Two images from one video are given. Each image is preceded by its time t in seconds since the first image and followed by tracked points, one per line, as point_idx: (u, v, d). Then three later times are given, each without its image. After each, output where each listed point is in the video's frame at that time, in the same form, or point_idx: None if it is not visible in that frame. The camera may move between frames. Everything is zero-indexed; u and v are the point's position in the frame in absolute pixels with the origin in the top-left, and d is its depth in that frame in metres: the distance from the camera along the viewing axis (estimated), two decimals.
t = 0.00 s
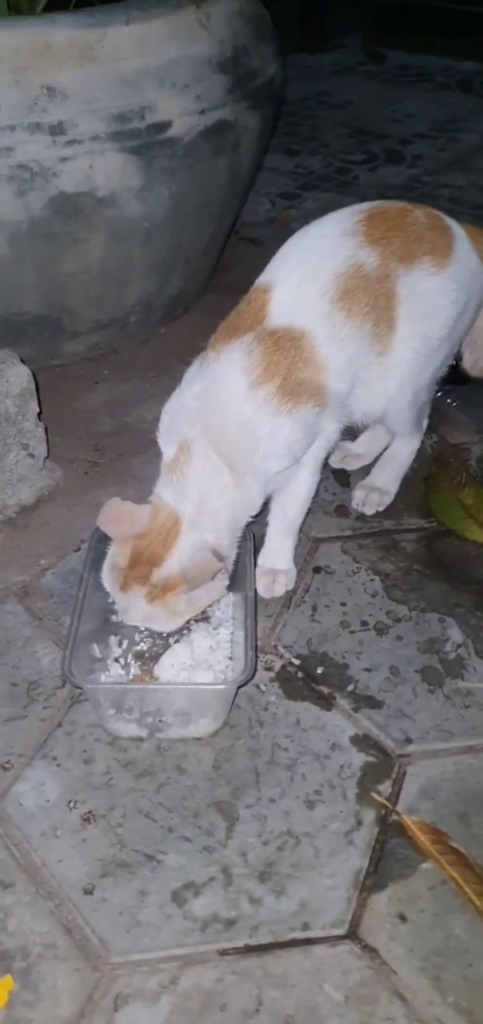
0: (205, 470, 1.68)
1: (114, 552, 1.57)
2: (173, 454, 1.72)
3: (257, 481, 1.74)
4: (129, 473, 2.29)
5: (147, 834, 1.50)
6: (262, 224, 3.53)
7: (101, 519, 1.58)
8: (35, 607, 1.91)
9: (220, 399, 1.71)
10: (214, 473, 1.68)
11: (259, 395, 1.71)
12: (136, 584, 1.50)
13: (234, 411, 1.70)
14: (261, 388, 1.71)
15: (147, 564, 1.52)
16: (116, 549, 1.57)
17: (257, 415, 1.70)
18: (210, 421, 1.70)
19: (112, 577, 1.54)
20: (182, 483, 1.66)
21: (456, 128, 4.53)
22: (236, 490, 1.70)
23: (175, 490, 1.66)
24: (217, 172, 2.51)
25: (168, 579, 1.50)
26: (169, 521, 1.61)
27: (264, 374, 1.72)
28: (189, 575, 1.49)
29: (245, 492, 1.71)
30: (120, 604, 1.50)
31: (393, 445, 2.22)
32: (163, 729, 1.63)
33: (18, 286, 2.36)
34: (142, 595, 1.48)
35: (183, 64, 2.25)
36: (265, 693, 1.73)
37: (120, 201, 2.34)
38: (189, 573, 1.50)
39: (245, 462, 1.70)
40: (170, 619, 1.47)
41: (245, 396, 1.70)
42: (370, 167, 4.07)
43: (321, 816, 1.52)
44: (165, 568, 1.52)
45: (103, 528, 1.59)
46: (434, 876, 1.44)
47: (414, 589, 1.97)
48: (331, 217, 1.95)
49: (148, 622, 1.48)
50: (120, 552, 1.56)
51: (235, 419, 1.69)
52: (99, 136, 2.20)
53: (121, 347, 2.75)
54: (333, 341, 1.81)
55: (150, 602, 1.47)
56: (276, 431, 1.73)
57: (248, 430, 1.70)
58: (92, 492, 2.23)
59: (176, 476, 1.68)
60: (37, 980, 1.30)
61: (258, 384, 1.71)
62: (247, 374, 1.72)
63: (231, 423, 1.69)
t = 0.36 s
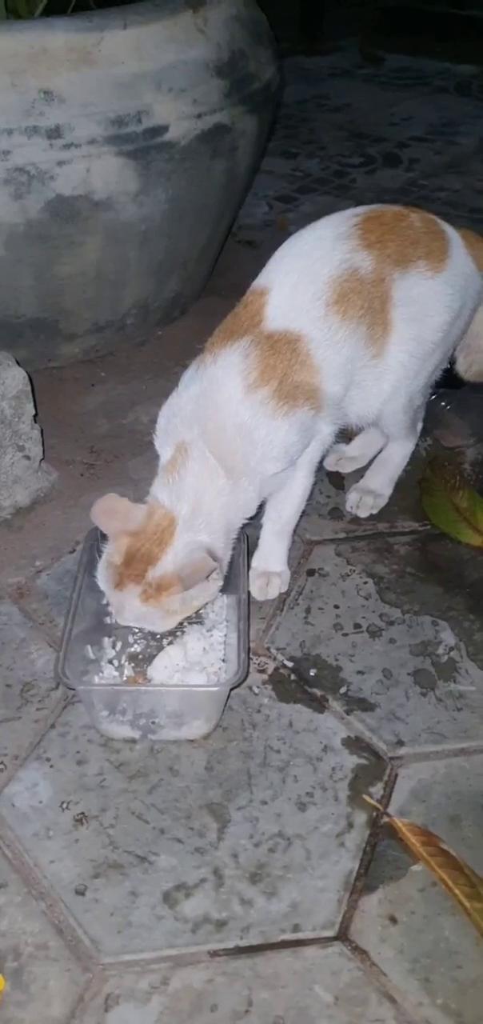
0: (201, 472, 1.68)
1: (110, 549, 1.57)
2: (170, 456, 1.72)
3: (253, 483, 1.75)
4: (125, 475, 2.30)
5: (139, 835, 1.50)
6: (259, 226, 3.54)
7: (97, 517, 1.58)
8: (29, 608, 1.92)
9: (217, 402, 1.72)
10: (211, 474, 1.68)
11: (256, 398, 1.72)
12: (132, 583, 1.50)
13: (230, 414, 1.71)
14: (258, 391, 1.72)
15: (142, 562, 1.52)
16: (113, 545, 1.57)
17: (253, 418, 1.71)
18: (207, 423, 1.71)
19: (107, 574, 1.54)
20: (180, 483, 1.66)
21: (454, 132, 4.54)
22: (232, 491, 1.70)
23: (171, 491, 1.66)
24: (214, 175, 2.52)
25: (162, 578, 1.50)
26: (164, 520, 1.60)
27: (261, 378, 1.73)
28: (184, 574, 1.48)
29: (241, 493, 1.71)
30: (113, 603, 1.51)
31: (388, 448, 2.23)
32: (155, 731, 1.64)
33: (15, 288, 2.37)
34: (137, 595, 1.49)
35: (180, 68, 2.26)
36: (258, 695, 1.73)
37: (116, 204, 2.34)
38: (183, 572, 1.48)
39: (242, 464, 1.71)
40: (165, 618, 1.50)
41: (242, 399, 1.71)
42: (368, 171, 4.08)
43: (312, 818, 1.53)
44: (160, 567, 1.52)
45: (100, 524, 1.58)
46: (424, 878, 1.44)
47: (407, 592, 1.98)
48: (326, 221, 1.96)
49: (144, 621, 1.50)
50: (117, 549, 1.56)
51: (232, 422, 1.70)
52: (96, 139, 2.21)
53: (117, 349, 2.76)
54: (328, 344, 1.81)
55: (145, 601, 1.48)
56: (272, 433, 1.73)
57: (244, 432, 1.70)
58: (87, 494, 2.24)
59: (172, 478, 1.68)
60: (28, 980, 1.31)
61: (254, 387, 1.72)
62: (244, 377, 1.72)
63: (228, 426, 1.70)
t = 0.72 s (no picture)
0: (201, 474, 1.69)
1: (110, 553, 1.56)
2: (169, 458, 1.73)
3: (252, 485, 1.75)
4: (123, 475, 2.31)
5: (137, 835, 1.51)
6: (258, 227, 3.55)
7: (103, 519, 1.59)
8: (28, 608, 1.93)
9: (215, 405, 1.73)
10: (211, 477, 1.69)
11: (254, 401, 1.73)
12: (136, 585, 1.50)
13: (229, 417, 1.72)
14: (256, 394, 1.73)
15: (148, 564, 1.54)
16: (114, 549, 1.56)
17: (252, 420, 1.72)
18: (206, 426, 1.72)
19: (107, 579, 1.53)
20: (180, 486, 1.67)
21: (453, 134, 4.55)
22: (231, 493, 1.71)
23: (172, 493, 1.67)
24: (214, 177, 2.53)
25: (169, 579, 1.52)
26: (168, 522, 1.62)
27: (260, 380, 1.74)
28: (191, 575, 1.50)
29: (240, 496, 1.73)
30: (115, 606, 1.50)
31: (386, 450, 2.24)
32: (153, 731, 1.65)
33: (14, 289, 2.37)
34: (141, 596, 1.50)
35: (180, 70, 2.27)
36: (255, 695, 1.74)
37: (116, 206, 2.35)
38: (191, 573, 1.51)
39: (241, 466, 1.72)
40: (167, 619, 1.51)
41: (241, 402, 1.72)
42: (367, 172, 4.09)
43: (309, 818, 1.54)
44: (166, 569, 1.54)
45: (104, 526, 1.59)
46: (419, 878, 1.45)
47: (404, 593, 1.98)
48: (324, 224, 1.97)
49: (146, 623, 1.50)
50: (118, 553, 1.56)
51: (231, 425, 1.71)
52: (96, 141, 2.22)
53: (117, 349, 2.77)
54: (327, 347, 1.82)
55: (149, 603, 1.49)
56: (270, 436, 1.74)
57: (243, 435, 1.71)
58: (86, 494, 2.24)
59: (172, 481, 1.69)
60: (26, 979, 1.32)
61: (253, 390, 1.73)
62: (243, 380, 1.73)
63: (226, 429, 1.71)
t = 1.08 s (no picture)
0: (206, 475, 1.69)
1: (115, 553, 1.55)
2: (174, 459, 1.73)
3: (256, 486, 1.76)
4: (127, 475, 2.31)
5: (141, 835, 1.51)
6: (262, 227, 3.55)
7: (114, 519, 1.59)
8: (32, 608, 1.93)
9: (220, 406, 1.73)
10: (215, 477, 1.69)
11: (259, 401, 1.73)
12: (144, 587, 1.51)
13: (233, 417, 1.72)
14: (261, 395, 1.73)
15: (156, 564, 1.54)
16: (119, 550, 1.55)
17: (256, 421, 1.72)
18: (210, 426, 1.72)
19: (111, 580, 1.52)
20: (185, 487, 1.67)
21: (457, 135, 4.55)
22: (235, 494, 1.71)
23: (177, 494, 1.67)
24: (219, 177, 2.53)
25: (177, 580, 1.52)
26: (175, 522, 1.62)
27: (264, 381, 1.73)
28: (200, 574, 1.51)
29: (244, 496, 1.73)
30: (122, 608, 1.50)
31: (390, 451, 2.24)
32: (157, 731, 1.65)
33: (19, 288, 2.38)
34: (149, 598, 1.50)
35: (186, 69, 2.27)
36: (259, 696, 1.74)
37: (121, 205, 2.35)
38: (199, 572, 1.51)
39: (245, 467, 1.72)
40: (175, 620, 1.51)
41: (246, 403, 1.72)
42: (370, 173, 4.09)
43: (313, 819, 1.54)
44: (174, 568, 1.55)
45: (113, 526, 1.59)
46: (423, 879, 1.45)
47: (408, 594, 1.99)
48: (330, 225, 1.97)
49: (153, 624, 1.50)
50: (123, 554, 1.54)
51: (235, 426, 1.71)
52: (102, 140, 2.22)
53: (120, 349, 2.77)
54: (332, 348, 1.82)
55: (158, 604, 1.50)
56: (275, 437, 1.74)
57: (247, 436, 1.71)
58: (90, 494, 2.24)
59: (176, 482, 1.69)
60: (30, 978, 1.32)
61: (258, 390, 1.73)
62: (248, 380, 1.73)
63: (231, 430, 1.71)
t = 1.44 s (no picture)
0: (200, 480, 1.68)
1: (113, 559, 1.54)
2: (168, 463, 1.72)
3: (250, 491, 1.75)
4: (122, 477, 2.30)
5: (134, 841, 1.51)
6: (258, 229, 3.55)
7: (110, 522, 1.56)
8: (25, 611, 1.92)
9: (215, 410, 1.72)
10: (210, 481, 1.69)
11: (254, 406, 1.72)
12: (140, 593, 1.50)
13: (228, 422, 1.71)
14: (256, 400, 1.72)
15: (153, 567, 1.53)
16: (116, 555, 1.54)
17: (251, 426, 1.72)
18: (205, 432, 1.71)
19: (108, 589, 1.51)
20: (179, 491, 1.67)
21: (453, 137, 4.55)
22: (231, 498, 1.70)
23: (171, 498, 1.66)
24: (215, 178, 2.52)
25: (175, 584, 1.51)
26: (171, 524, 1.61)
27: (259, 386, 1.73)
28: (199, 577, 1.49)
29: (239, 501, 1.72)
30: (119, 615, 1.49)
31: (386, 455, 2.24)
32: (151, 736, 1.64)
33: (14, 289, 2.37)
34: (145, 603, 1.49)
35: (182, 71, 2.26)
36: (253, 701, 1.74)
37: (116, 207, 2.35)
38: (198, 574, 1.50)
39: (239, 473, 1.72)
40: (172, 625, 1.50)
41: (240, 408, 1.72)
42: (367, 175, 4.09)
43: (307, 825, 1.53)
44: (172, 570, 1.54)
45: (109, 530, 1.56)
46: (417, 885, 1.45)
47: (403, 598, 1.98)
48: (327, 230, 1.96)
49: (150, 630, 1.50)
50: (121, 560, 1.53)
51: (229, 431, 1.71)
52: (98, 142, 2.21)
53: (116, 350, 2.76)
54: (327, 353, 1.82)
55: (155, 608, 1.49)
56: (269, 442, 1.74)
57: (241, 441, 1.71)
58: (84, 496, 2.24)
59: (171, 486, 1.68)
60: (21, 986, 1.31)
61: (252, 395, 1.72)
62: (242, 385, 1.73)
63: (226, 435, 1.71)
